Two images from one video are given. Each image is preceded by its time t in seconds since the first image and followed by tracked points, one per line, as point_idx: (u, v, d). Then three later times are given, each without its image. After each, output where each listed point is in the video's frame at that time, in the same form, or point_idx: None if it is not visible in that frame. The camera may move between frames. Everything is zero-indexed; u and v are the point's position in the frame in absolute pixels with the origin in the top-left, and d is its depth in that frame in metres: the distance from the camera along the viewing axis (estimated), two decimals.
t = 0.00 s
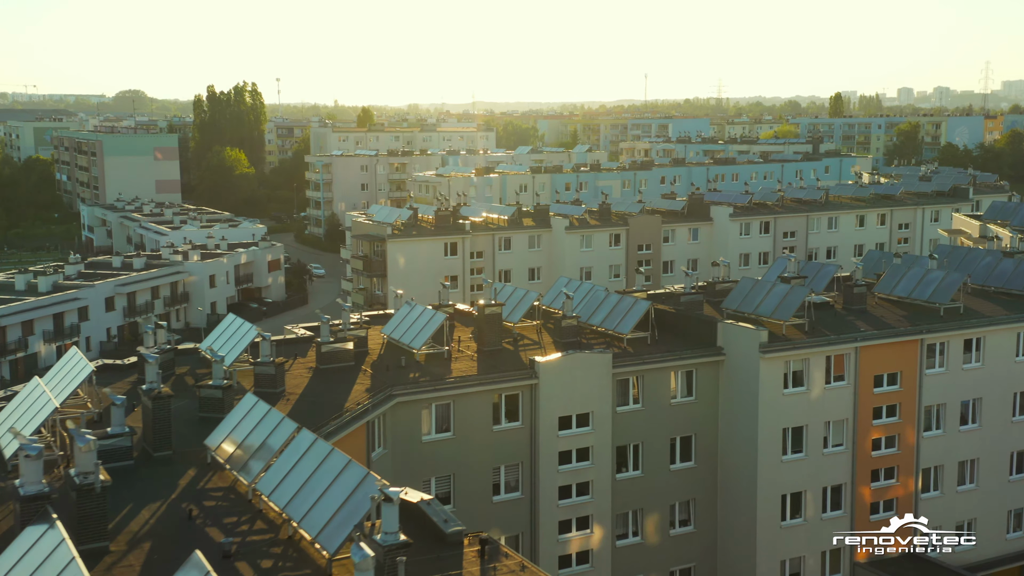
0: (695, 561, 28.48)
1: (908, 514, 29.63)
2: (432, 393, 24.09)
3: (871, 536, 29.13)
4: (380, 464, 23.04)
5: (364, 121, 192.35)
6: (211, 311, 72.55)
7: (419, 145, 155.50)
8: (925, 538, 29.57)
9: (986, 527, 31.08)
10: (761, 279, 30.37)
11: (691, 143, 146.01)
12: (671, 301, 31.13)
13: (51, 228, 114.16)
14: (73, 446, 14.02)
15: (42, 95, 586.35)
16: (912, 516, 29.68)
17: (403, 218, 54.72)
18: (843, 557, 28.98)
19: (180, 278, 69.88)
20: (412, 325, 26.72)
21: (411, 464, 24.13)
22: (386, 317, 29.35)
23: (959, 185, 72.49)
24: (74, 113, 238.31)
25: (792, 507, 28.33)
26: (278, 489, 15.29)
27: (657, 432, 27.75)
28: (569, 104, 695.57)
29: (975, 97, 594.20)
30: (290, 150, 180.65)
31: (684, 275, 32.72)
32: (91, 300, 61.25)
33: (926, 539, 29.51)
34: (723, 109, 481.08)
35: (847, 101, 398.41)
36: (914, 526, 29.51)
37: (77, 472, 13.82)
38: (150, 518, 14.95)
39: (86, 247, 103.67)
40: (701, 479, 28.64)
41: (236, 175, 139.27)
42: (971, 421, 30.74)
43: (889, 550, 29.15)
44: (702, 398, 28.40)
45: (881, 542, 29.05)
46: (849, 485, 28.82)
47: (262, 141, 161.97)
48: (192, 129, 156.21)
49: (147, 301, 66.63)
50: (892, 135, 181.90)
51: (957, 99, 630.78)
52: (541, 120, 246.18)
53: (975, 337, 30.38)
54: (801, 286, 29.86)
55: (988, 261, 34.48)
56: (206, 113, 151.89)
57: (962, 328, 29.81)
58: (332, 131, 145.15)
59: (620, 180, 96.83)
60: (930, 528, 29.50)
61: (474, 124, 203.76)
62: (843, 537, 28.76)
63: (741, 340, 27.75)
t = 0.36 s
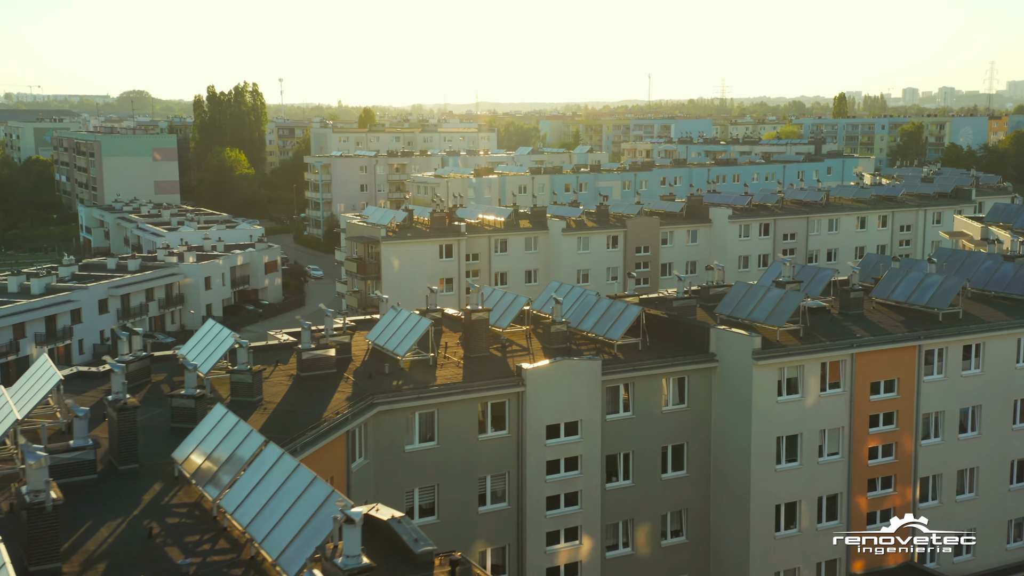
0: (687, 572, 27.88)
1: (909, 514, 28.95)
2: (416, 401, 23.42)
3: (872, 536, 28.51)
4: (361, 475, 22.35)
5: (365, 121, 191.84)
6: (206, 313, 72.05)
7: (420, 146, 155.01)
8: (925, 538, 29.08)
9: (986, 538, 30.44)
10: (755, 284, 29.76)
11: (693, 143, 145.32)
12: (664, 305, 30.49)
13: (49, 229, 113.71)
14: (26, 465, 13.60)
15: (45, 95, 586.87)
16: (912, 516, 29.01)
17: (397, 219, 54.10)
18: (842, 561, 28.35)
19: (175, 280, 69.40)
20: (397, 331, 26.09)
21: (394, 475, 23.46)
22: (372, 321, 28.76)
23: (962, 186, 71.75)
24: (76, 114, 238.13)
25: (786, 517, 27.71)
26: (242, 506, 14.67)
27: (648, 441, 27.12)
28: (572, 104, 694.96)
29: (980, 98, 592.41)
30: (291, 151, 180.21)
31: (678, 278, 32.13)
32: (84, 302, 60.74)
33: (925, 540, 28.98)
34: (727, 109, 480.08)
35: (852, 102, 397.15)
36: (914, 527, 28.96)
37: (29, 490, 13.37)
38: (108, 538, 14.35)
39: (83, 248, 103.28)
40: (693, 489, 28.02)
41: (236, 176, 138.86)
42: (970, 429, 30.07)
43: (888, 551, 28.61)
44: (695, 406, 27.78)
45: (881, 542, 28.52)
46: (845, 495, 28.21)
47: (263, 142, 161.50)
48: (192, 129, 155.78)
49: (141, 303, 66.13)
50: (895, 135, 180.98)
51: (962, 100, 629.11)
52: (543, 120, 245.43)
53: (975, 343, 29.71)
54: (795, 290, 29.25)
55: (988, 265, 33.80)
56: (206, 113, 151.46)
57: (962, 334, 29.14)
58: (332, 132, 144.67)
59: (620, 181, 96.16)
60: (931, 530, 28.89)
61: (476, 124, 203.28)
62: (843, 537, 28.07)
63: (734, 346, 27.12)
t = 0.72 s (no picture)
0: None
1: (909, 514, 28.34)
2: (398, 410, 22.75)
3: (872, 535, 28.00)
4: (341, 486, 21.64)
5: (367, 122, 191.37)
6: (202, 315, 71.53)
7: (421, 146, 154.47)
8: (926, 538, 28.51)
9: (985, 548, 29.76)
10: (748, 289, 29.14)
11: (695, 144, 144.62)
12: (656, 310, 29.85)
13: (48, 230, 113.31)
14: None
15: (49, 96, 588.46)
16: (912, 516, 28.39)
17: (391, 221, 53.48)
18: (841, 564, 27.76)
19: (169, 281, 68.91)
20: (380, 337, 25.41)
21: (375, 486, 22.81)
22: (357, 327, 28.15)
23: (965, 187, 70.98)
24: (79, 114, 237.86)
25: (780, 528, 27.07)
26: (202, 523, 14.09)
27: (638, 449, 26.50)
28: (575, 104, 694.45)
29: (985, 98, 590.84)
30: (292, 151, 179.78)
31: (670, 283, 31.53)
32: (77, 304, 60.20)
33: (926, 540, 28.47)
34: (731, 108, 478.79)
35: (857, 102, 395.37)
36: (915, 528, 28.39)
37: None
38: (61, 558, 13.79)
39: (81, 249, 102.87)
40: (685, 499, 27.39)
41: (236, 176, 138.44)
42: (969, 437, 29.41)
43: (888, 551, 28.17)
44: (686, 413, 27.15)
45: (881, 543, 28.05)
46: (841, 504, 27.57)
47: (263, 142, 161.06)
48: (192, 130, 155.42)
49: (135, 305, 65.62)
50: (899, 136, 180.23)
51: (967, 100, 627.55)
52: (546, 120, 244.66)
53: (974, 349, 29.05)
54: (790, 295, 28.62)
55: (988, 269, 33.13)
56: (206, 113, 151.07)
57: (960, 340, 28.48)
58: (333, 133, 144.15)
59: (621, 181, 95.54)
60: (932, 529, 28.40)
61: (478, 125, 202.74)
62: (844, 536, 27.53)
63: (726, 352, 26.51)
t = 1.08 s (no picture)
0: None
1: (908, 514, 27.77)
2: (378, 419, 22.09)
3: (871, 536, 27.50)
4: (318, 497, 21.03)
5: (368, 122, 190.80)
6: (197, 317, 70.99)
7: (422, 146, 153.87)
8: (926, 538, 28.01)
9: (985, 559, 29.06)
10: (741, 293, 28.53)
11: (697, 144, 143.87)
12: (647, 314, 29.23)
13: (46, 231, 112.92)
14: None
15: (53, 96, 589.02)
16: (912, 517, 27.79)
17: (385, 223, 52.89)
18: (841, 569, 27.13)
19: (163, 283, 68.43)
20: (363, 342, 24.77)
21: (355, 496, 22.15)
22: (341, 331, 27.54)
23: (967, 187, 70.26)
24: (80, 114, 237.76)
25: (773, 538, 26.44)
26: (157, 541, 13.52)
27: (627, 457, 25.87)
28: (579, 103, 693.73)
29: (989, 99, 589.24)
30: (292, 152, 179.28)
31: (663, 287, 30.90)
32: (69, 306, 59.67)
33: (926, 540, 27.96)
34: (735, 108, 477.59)
35: (861, 101, 394.38)
36: (914, 528, 27.86)
37: None
38: None
39: (79, 250, 102.42)
40: (676, 509, 26.76)
41: (236, 177, 138.03)
42: (968, 444, 28.75)
43: (888, 550, 27.71)
44: (677, 420, 26.53)
45: (881, 542, 27.59)
46: (836, 514, 26.94)
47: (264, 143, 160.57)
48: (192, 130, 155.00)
49: (129, 307, 65.12)
50: (902, 136, 179.34)
51: (972, 100, 625.98)
52: (549, 120, 244.00)
53: (972, 354, 28.41)
54: (783, 299, 27.99)
55: (988, 272, 32.46)
56: (206, 114, 150.62)
57: (958, 345, 27.84)
58: (333, 133, 143.54)
59: (621, 182, 94.86)
60: (931, 531, 27.98)
61: (480, 125, 202.11)
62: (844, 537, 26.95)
63: (717, 357, 25.89)
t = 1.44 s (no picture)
0: None
1: (909, 514, 27.18)
2: (357, 428, 21.43)
3: (872, 536, 26.88)
4: (293, 509, 20.42)
5: (369, 121, 190.26)
6: (191, 319, 70.45)
7: (422, 147, 153.25)
8: (925, 538, 27.42)
9: (984, 569, 28.37)
10: (733, 297, 27.89)
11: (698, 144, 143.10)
12: (638, 319, 28.57)
13: (44, 233, 112.52)
14: None
15: (57, 96, 589.67)
16: (912, 516, 27.21)
17: (379, 224, 52.27)
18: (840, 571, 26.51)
19: (158, 284, 67.93)
20: (344, 348, 24.12)
21: (333, 508, 21.50)
22: (324, 336, 26.93)
23: (969, 188, 69.56)
24: (83, 115, 237.86)
25: (766, 549, 25.81)
26: (109, 559, 12.94)
27: (616, 466, 25.23)
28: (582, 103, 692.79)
29: (994, 99, 587.36)
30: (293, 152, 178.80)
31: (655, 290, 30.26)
32: (61, 308, 59.16)
33: (926, 540, 27.44)
34: (739, 108, 476.48)
35: (866, 101, 392.85)
36: (915, 526, 27.26)
37: None
38: None
39: (76, 250, 102.01)
40: (665, 519, 26.11)
41: (236, 177, 137.66)
42: (966, 452, 28.08)
43: (888, 550, 27.08)
44: (667, 428, 25.88)
45: (881, 542, 26.97)
46: (830, 524, 26.29)
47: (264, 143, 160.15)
48: (193, 130, 154.65)
49: (122, 309, 64.61)
50: (906, 136, 178.29)
51: (977, 100, 623.87)
52: (552, 120, 243.36)
53: (971, 360, 27.74)
54: (776, 304, 27.35)
55: (987, 276, 31.77)
56: (207, 114, 150.29)
57: (956, 351, 27.19)
58: (333, 132, 142.95)
59: (621, 182, 94.18)
60: (932, 530, 27.45)
61: (481, 124, 201.46)
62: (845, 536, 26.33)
63: (708, 363, 25.26)
